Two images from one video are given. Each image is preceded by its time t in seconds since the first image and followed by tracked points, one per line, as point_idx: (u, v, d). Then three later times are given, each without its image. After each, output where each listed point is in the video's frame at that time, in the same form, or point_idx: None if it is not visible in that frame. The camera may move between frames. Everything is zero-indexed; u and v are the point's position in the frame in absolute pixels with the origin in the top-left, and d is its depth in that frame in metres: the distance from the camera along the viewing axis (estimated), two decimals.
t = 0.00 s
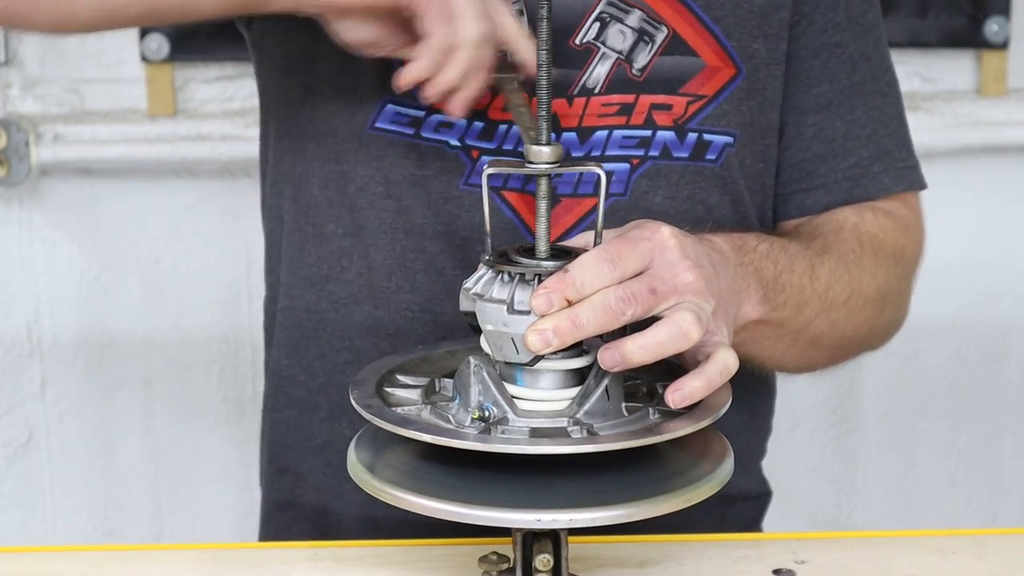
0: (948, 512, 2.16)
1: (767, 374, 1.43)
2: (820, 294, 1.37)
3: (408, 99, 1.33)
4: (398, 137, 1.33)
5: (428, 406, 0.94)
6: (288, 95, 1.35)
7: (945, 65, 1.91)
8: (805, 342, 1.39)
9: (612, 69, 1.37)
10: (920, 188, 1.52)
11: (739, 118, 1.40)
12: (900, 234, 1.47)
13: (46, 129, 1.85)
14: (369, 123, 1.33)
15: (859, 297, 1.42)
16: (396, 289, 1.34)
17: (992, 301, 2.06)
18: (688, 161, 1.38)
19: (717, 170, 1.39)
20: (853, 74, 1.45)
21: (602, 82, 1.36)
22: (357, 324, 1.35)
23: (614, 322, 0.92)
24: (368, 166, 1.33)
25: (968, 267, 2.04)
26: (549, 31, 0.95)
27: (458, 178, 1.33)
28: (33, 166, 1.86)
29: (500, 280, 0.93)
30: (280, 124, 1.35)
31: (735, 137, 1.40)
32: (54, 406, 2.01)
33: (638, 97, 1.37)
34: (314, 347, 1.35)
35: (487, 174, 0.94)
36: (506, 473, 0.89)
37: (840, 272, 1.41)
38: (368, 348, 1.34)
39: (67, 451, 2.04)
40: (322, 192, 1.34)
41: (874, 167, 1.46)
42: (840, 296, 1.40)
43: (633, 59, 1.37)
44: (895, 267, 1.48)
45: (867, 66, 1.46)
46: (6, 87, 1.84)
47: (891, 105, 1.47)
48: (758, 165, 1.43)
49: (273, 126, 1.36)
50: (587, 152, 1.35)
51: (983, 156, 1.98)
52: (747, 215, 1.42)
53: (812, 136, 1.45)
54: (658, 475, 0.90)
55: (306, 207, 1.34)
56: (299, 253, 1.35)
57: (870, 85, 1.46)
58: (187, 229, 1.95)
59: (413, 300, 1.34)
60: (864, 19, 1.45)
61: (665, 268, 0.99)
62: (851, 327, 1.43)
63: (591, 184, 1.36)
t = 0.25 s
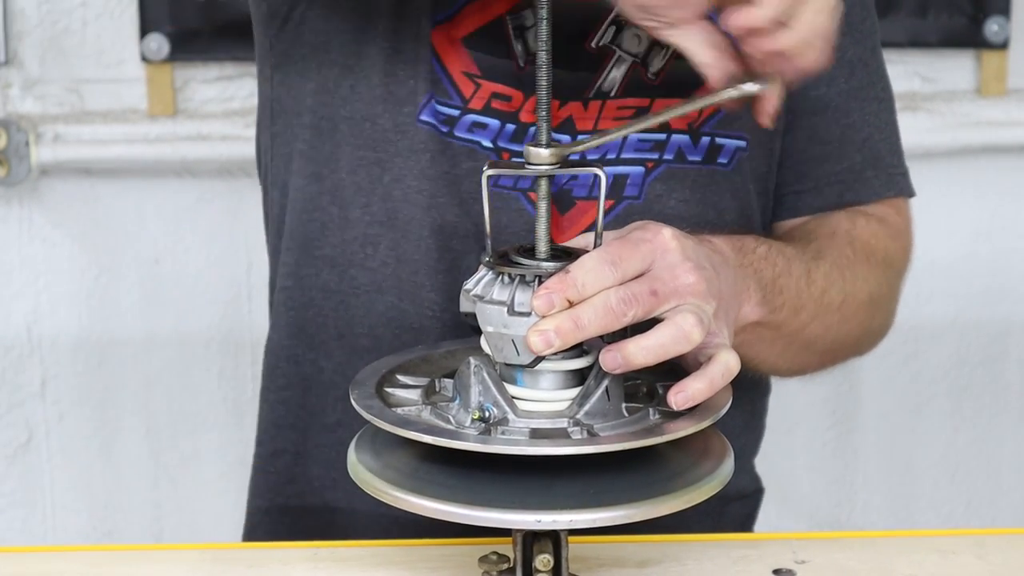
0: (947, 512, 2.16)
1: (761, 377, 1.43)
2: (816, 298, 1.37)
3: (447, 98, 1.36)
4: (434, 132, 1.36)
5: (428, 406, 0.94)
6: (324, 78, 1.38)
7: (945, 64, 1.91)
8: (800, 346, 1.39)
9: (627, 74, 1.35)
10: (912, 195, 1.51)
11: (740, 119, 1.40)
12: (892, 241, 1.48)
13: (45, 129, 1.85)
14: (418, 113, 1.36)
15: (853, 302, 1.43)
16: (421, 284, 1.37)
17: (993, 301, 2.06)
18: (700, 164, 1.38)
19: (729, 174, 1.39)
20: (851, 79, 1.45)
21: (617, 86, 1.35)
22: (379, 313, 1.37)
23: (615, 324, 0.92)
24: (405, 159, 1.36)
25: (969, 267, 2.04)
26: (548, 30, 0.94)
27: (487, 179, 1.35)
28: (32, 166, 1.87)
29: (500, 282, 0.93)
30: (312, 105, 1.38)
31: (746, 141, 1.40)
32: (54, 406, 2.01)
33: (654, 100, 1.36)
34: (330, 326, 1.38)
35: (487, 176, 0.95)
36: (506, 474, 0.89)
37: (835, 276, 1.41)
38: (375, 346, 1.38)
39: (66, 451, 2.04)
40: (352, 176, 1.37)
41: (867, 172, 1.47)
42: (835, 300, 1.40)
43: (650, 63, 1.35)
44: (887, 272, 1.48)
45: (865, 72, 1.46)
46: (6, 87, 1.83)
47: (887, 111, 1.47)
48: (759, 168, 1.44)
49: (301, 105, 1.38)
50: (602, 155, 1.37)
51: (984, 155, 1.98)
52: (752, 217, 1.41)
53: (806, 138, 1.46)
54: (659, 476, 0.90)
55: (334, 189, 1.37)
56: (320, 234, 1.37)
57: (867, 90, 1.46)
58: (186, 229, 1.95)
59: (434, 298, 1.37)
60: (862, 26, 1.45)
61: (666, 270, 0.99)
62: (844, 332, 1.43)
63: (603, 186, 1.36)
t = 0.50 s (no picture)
0: (947, 512, 2.16)
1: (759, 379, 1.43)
2: (814, 299, 1.37)
3: (453, 98, 1.39)
4: (438, 132, 1.38)
5: (427, 406, 0.94)
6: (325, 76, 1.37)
7: (945, 64, 1.91)
8: (798, 346, 1.39)
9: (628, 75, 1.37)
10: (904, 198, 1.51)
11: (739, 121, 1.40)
12: (887, 243, 1.48)
13: (45, 129, 1.85)
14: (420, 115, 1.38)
15: (849, 303, 1.43)
16: (422, 284, 1.38)
17: (993, 301, 2.06)
18: (699, 166, 1.39)
19: (727, 177, 1.39)
20: (846, 82, 1.45)
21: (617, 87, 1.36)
22: (379, 313, 1.38)
23: (614, 324, 0.92)
24: (408, 159, 1.38)
25: (968, 267, 2.04)
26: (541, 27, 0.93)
27: (493, 179, 1.36)
28: (32, 166, 1.87)
29: (498, 284, 0.93)
30: (314, 103, 1.38)
31: (745, 143, 1.40)
32: (54, 406, 2.01)
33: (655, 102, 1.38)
34: (330, 328, 1.38)
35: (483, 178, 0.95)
36: (505, 475, 0.89)
37: (833, 277, 1.41)
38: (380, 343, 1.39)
39: (67, 451, 2.04)
40: (353, 176, 1.37)
41: (860, 176, 1.46)
42: (833, 301, 1.41)
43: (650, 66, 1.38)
44: (883, 274, 1.48)
45: (859, 76, 1.45)
46: (6, 87, 1.84)
47: (880, 117, 1.47)
48: (757, 169, 1.44)
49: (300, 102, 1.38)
50: (602, 156, 1.37)
51: (984, 155, 1.98)
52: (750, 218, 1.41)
53: (800, 140, 1.46)
54: (657, 476, 0.90)
55: (336, 188, 1.38)
56: (322, 232, 1.37)
57: (861, 95, 1.45)
58: (186, 229, 1.95)
59: (435, 298, 1.38)
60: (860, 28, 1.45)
61: (666, 270, 0.99)
62: (840, 333, 1.43)
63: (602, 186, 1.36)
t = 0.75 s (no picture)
0: (947, 512, 2.16)
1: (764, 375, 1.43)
2: (817, 296, 1.37)
3: (422, 102, 1.36)
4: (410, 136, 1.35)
5: (427, 406, 0.94)
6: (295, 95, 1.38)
7: (945, 64, 1.91)
8: (802, 344, 1.39)
9: (619, 74, 1.36)
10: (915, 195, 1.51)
11: (737, 121, 1.40)
12: (892, 239, 1.48)
13: (45, 129, 1.84)
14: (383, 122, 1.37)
15: (853, 300, 1.43)
16: (400, 292, 1.39)
17: (992, 302, 2.05)
18: (691, 166, 1.39)
19: (721, 175, 1.40)
20: (850, 81, 1.45)
21: (609, 86, 1.36)
22: (357, 326, 1.39)
23: (613, 323, 0.92)
24: (375, 170, 1.36)
25: (968, 268, 2.04)
26: (544, 32, 0.95)
27: (469, 180, 1.36)
28: (33, 166, 1.87)
29: (499, 283, 0.93)
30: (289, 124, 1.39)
31: (738, 142, 1.40)
32: (54, 406, 2.01)
33: (644, 102, 1.36)
34: (318, 348, 1.40)
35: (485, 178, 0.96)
36: (505, 473, 0.89)
37: (837, 274, 1.41)
38: (369, 349, 1.38)
39: (67, 451, 2.04)
40: (326, 194, 1.39)
41: (868, 173, 1.46)
42: (836, 298, 1.41)
43: (641, 64, 1.37)
44: (888, 271, 1.48)
45: (864, 73, 1.45)
46: (6, 88, 1.84)
47: (887, 112, 1.47)
48: (757, 169, 1.44)
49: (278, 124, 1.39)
50: (592, 156, 1.35)
51: (983, 155, 1.98)
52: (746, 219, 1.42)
53: (807, 141, 1.45)
54: (658, 475, 0.90)
55: (312, 207, 1.39)
56: (304, 253, 1.39)
57: (867, 92, 1.45)
58: (186, 229, 1.95)
59: (416, 304, 1.39)
60: (862, 25, 1.45)
61: (664, 268, 0.99)
62: (845, 330, 1.43)
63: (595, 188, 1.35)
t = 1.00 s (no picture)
0: (947, 513, 2.16)
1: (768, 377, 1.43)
2: (818, 297, 1.37)
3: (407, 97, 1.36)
4: (393, 135, 1.36)
5: (428, 405, 0.94)
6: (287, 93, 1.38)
7: (945, 65, 1.91)
8: (804, 345, 1.39)
9: (610, 70, 1.37)
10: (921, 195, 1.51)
11: (736, 121, 1.40)
12: (898, 240, 1.47)
13: (45, 129, 1.84)
14: (363, 122, 1.36)
15: (857, 301, 1.43)
16: (395, 286, 1.37)
17: (992, 302, 2.05)
18: (684, 163, 1.39)
19: (714, 173, 1.39)
20: (853, 80, 1.45)
21: (600, 83, 1.37)
22: (356, 323, 1.38)
23: (614, 323, 0.92)
24: (363, 167, 1.36)
25: (968, 268, 2.04)
26: (547, 30, 0.96)
27: (453, 176, 1.36)
28: (32, 166, 1.86)
29: (500, 283, 0.93)
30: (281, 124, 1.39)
31: (732, 139, 1.40)
32: (54, 406, 2.01)
33: (635, 98, 1.37)
34: (316, 350, 1.39)
35: (487, 177, 0.97)
36: (506, 473, 0.89)
37: (839, 275, 1.41)
38: (366, 347, 1.37)
39: (67, 452, 2.04)
40: (320, 193, 1.37)
41: (873, 173, 1.46)
42: (839, 299, 1.40)
43: (631, 61, 1.37)
44: (893, 271, 1.48)
45: (866, 72, 1.45)
46: (7, 87, 1.84)
47: (892, 111, 1.47)
48: (756, 168, 1.43)
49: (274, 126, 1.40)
50: (583, 152, 1.36)
51: (983, 155, 1.98)
52: (743, 220, 1.42)
53: (810, 141, 1.45)
54: (658, 474, 0.90)
55: (308, 207, 1.37)
56: (303, 253, 1.38)
57: (870, 91, 1.46)
58: (186, 229, 1.95)
59: (411, 297, 1.37)
60: (865, 25, 1.45)
61: (665, 268, 0.99)
62: (849, 331, 1.43)
63: (588, 185, 1.35)
